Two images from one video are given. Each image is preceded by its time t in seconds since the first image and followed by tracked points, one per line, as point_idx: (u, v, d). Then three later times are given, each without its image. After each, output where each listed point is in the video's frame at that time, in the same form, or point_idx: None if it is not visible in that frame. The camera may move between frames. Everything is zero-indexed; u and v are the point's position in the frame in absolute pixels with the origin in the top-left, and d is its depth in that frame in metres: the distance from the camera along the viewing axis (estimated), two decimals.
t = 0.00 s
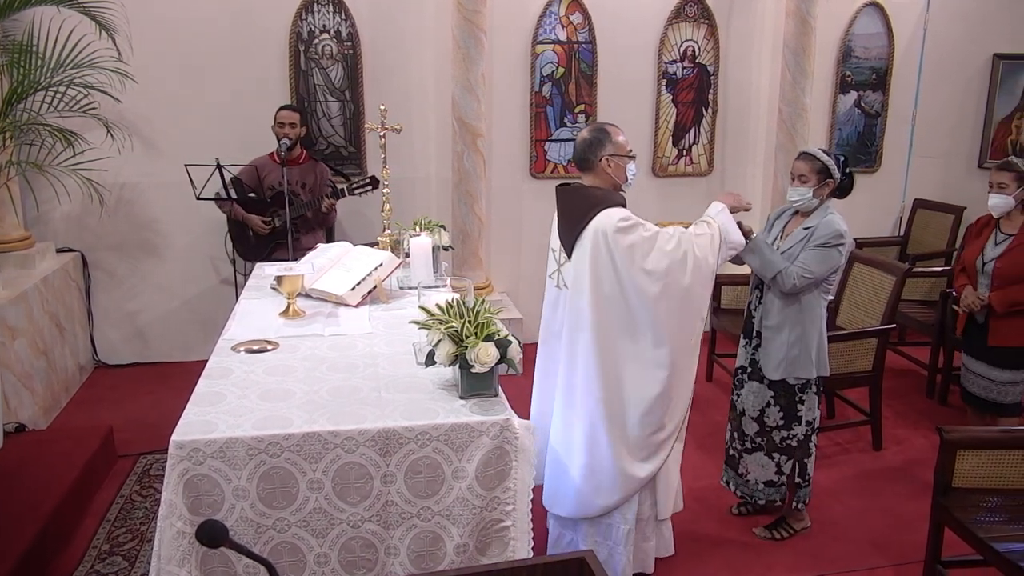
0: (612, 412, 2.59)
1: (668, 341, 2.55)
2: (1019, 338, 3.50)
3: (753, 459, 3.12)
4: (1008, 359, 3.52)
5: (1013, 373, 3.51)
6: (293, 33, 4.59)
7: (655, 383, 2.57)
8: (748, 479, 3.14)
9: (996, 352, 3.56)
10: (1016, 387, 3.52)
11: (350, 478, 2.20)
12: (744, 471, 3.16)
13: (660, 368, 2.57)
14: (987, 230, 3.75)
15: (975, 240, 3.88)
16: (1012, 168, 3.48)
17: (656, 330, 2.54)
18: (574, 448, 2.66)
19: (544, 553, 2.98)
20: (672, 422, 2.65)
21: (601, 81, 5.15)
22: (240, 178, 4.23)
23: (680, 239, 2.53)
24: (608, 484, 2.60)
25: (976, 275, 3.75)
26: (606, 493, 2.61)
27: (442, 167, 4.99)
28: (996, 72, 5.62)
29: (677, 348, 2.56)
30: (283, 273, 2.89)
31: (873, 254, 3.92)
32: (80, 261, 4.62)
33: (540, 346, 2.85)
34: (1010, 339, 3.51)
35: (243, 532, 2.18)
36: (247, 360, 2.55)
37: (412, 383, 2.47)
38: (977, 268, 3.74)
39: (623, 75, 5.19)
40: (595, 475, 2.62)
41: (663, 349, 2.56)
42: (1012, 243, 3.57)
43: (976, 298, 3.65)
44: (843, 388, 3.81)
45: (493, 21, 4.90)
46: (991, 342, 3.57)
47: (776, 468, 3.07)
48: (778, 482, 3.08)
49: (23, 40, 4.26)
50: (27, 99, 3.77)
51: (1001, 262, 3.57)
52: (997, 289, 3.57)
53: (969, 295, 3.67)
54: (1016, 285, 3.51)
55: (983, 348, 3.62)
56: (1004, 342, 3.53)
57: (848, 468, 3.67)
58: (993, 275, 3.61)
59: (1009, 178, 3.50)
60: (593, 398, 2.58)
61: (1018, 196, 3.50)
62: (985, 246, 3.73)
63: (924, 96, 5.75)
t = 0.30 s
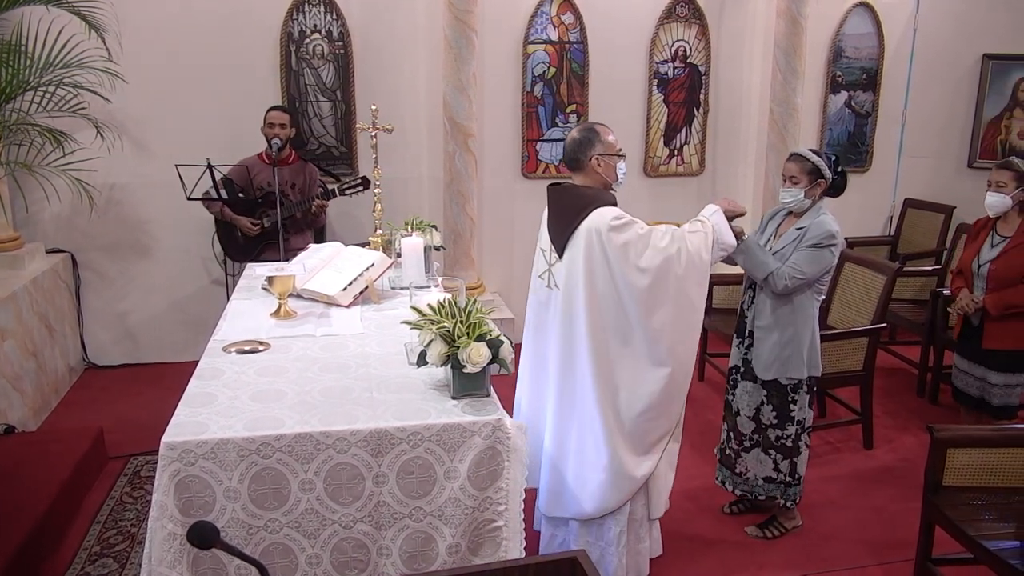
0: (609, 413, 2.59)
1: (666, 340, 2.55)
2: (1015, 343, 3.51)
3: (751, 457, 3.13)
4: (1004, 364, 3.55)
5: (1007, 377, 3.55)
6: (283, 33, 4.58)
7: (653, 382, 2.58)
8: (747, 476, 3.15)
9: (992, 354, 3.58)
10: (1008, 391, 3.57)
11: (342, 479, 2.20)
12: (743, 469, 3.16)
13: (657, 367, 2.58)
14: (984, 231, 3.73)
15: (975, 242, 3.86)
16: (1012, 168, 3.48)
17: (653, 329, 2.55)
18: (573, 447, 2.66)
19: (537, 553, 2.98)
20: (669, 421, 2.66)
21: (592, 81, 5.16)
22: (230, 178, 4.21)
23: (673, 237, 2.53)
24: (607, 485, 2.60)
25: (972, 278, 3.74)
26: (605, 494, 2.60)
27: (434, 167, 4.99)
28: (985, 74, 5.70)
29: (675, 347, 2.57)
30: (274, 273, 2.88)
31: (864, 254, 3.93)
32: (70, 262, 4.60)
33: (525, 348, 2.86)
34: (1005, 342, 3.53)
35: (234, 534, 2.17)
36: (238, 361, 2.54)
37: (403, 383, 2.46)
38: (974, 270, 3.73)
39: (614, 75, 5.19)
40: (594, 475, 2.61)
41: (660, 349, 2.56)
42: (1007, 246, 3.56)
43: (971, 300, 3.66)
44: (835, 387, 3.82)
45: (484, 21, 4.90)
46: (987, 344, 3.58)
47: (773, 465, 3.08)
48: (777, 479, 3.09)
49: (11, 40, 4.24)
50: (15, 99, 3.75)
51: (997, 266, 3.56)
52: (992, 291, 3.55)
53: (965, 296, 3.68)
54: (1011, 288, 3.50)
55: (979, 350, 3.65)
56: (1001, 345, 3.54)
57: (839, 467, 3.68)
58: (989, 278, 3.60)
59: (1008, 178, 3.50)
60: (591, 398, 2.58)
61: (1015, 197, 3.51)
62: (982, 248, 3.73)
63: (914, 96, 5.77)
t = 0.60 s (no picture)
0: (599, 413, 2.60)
1: (656, 344, 2.56)
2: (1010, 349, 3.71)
3: (748, 456, 3.14)
4: (999, 369, 3.78)
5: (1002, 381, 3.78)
6: (275, 32, 4.57)
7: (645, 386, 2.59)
8: (745, 474, 3.16)
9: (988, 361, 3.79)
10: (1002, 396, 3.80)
11: (334, 480, 2.19)
12: (741, 467, 3.17)
13: (648, 368, 2.58)
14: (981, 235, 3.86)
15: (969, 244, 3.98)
16: (1012, 170, 3.54)
17: (644, 332, 2.55)
18: (564, 446, 2.66)
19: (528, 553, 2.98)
20: (658, 425, 2.67)
21: (583, 81, 5.16)
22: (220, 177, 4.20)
23: (664, 241, 2.54)
24: (598, 485, 2.60)
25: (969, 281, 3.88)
26: (595, 496, 2.61)
27: (425, 167, 4.99)
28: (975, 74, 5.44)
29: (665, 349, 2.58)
30: (265, 274, 2.87)
31: (855, 253, 3.94)
32: (60, 262, 4.58)
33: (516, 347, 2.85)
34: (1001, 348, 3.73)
35: (226, 535, 2.16)
36: (229, 362, 2.53)
37: (395, 383, 2.46)
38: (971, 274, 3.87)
39: (606, 75, 5.19)
40: (585, 475, 2.62)
41: (651, 352, 2.57)
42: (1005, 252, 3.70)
43: (968, 305, 3.82)
44: (827, 386, 3.83)
45: (475, 21, 4.89)
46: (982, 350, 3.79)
47: (769, 466, 3.08)
48: (774, 481, 3.08)
49: None
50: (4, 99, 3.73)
51: (997, 273, 3.71)
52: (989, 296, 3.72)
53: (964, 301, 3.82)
54: (1007, 294, 3.67)
55: (974, 356, 3.86)
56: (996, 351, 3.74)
57: (831, 466, 3.69)
58: (986, 282, 3.75)
59: (1007, 179, 3.58)
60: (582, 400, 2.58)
61: (1016, 199, 3.59)
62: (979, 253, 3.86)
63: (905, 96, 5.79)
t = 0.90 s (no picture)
0: (583, 416, 2.61)
1: (636, 352, 2.60)
2: (998, 350, 3.51)
3: (742, 457, 3.17)
4: (990, 368, 3.56)
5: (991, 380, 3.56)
6: (266, 32, 4.56)
7: (629, 392, 2.64)
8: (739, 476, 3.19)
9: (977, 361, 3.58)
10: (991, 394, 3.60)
11: (325, 480, 2.19)
12: (735, 468, 3.21)
13: (634, 365, 2.61)
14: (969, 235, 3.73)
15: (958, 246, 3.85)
16: (1000, 170, 3.48)
17: (625, 339, 2.58)
18: (553, 445, 2.66)
19: (518, 552, 2.98)
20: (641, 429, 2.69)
21: (575, 81, 5.16)
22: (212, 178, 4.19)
23: (645, 253, 2.54)
24: (579, 488, 2.61)
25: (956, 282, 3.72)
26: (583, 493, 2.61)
27: (416, 167, 4.98)
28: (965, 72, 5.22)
29: (646, 357, 2.62)
30: (256, 274, 2.86)
31: (847, 252, 3.96)
32: (50, 263, 4.56)
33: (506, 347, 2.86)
34: (990, 347, 3.51)
35: (217, 536, 2.15)
36: (220, 363, 2.52)
37: (387, 383, 2.46)
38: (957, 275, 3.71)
39: (597, 75, 5.20)
40: (568, 477, 2.62)
41: (633, 359, 2.60)
42: (992, 252, 3.55)
43: (954, 306, 3.64)
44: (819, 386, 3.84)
45: (467, 20, 4.89)
46: (970, 351, 3.58)
47: (761, 468, 3.10)
48: (765, 483, 3.10)
49: None
50: None
51: (982, 272, 3.56)
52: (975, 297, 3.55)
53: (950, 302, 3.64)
54: (993, 295, 3.50)
55: (960, 355, 3.64)
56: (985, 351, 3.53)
57: (823, 465, 3.71)
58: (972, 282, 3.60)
59: (996, 179, 3.50)
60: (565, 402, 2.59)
61: (1004, 199, 3.48)
62: (967, 253, 3.73)
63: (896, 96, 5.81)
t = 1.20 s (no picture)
0: (565, 420, 2.60)
1: (620, 357, 2.58)
2: (981, 347, 3.51)
3: (731, 455, 3.20)
4: (974, 366, 3.55)
5: (976, 380, 3.54)
6: (253, 29, 4.52)
7: (613, 399, 2.62)
8: (728, 474, 3.23)
9: (960, 358, 3.58)
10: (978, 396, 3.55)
11: (315, 483, 2.15)
12: (727, 467, 3.25)
13: (617, 373, 2.59)
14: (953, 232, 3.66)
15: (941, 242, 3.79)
16: (979, 169, 3.36)
17: (611, 343, 2.57)
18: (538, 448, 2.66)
19: (507, 556, 2.97)
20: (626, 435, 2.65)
21: (566, 79, 5.13)
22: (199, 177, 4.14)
23: (634, 253, 2.55)
24: (558, 492, 2.60)
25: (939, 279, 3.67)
26: (562, 500, 2.60)
27: (406, 166, 4.95)
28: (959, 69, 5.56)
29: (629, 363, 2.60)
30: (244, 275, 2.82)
31: (839, 251, 3.94)
32: (33, 263, 4.51)
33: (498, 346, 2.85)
34: (973, 345, 3.52)
35: (205, 540, 2.12)
36: (207, 365, 2.48)
37: (377, 385, 2.43)
38: (941, 271, 3.66)
39: (589, 73, 5.17)
40: (547, 480, 2.61)
41: (617, 364, 2.58)
42: (975, 248, 3.50)
43: (938, 302, 3.59)
44: (813, 386, 3.82)
45: (458, 17, 4.86)
46: (953, 348, 3.58)
47: (749, 467, 3.10)
48: (752, 482, 3.11)
49: None
50: None
51: (966, 269, 3.52)
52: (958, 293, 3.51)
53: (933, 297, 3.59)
54: (976, 292, 3.47)
55: (944, 352, 3.64)
56: (968, 349, 3.53)
57: (817, 466, 3.69)
58: (956, 280, 3.55)
59: (975, 178, 3.38)
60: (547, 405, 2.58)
61: (985, 198, 3.39)
62: (949, 250, 3.66)
63: (890, 95, 5.80)
